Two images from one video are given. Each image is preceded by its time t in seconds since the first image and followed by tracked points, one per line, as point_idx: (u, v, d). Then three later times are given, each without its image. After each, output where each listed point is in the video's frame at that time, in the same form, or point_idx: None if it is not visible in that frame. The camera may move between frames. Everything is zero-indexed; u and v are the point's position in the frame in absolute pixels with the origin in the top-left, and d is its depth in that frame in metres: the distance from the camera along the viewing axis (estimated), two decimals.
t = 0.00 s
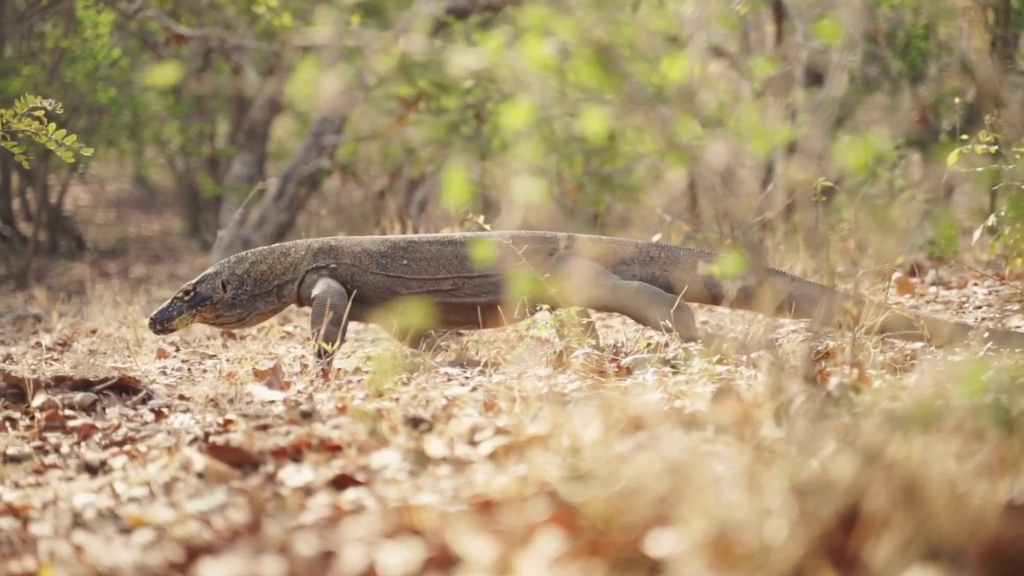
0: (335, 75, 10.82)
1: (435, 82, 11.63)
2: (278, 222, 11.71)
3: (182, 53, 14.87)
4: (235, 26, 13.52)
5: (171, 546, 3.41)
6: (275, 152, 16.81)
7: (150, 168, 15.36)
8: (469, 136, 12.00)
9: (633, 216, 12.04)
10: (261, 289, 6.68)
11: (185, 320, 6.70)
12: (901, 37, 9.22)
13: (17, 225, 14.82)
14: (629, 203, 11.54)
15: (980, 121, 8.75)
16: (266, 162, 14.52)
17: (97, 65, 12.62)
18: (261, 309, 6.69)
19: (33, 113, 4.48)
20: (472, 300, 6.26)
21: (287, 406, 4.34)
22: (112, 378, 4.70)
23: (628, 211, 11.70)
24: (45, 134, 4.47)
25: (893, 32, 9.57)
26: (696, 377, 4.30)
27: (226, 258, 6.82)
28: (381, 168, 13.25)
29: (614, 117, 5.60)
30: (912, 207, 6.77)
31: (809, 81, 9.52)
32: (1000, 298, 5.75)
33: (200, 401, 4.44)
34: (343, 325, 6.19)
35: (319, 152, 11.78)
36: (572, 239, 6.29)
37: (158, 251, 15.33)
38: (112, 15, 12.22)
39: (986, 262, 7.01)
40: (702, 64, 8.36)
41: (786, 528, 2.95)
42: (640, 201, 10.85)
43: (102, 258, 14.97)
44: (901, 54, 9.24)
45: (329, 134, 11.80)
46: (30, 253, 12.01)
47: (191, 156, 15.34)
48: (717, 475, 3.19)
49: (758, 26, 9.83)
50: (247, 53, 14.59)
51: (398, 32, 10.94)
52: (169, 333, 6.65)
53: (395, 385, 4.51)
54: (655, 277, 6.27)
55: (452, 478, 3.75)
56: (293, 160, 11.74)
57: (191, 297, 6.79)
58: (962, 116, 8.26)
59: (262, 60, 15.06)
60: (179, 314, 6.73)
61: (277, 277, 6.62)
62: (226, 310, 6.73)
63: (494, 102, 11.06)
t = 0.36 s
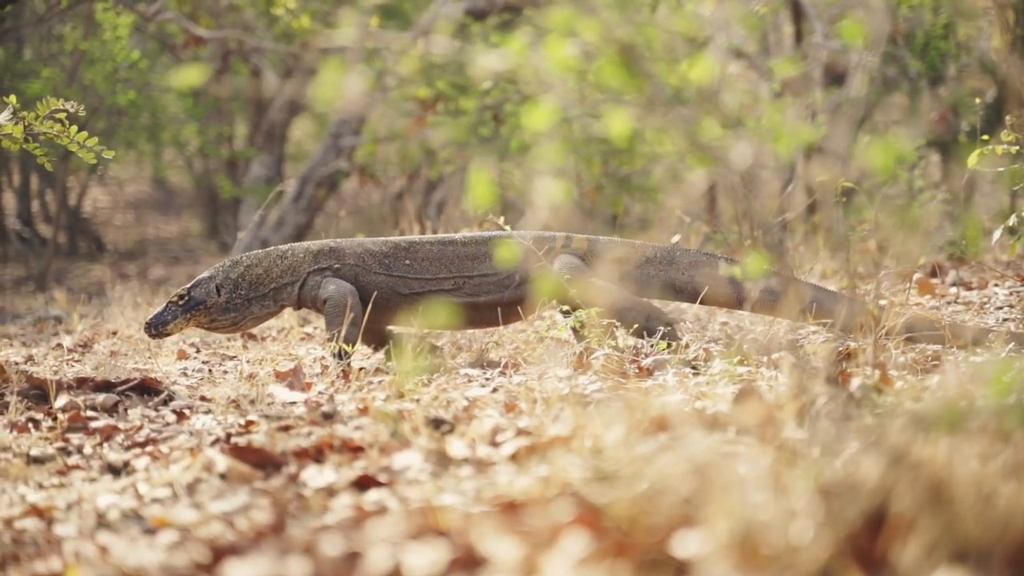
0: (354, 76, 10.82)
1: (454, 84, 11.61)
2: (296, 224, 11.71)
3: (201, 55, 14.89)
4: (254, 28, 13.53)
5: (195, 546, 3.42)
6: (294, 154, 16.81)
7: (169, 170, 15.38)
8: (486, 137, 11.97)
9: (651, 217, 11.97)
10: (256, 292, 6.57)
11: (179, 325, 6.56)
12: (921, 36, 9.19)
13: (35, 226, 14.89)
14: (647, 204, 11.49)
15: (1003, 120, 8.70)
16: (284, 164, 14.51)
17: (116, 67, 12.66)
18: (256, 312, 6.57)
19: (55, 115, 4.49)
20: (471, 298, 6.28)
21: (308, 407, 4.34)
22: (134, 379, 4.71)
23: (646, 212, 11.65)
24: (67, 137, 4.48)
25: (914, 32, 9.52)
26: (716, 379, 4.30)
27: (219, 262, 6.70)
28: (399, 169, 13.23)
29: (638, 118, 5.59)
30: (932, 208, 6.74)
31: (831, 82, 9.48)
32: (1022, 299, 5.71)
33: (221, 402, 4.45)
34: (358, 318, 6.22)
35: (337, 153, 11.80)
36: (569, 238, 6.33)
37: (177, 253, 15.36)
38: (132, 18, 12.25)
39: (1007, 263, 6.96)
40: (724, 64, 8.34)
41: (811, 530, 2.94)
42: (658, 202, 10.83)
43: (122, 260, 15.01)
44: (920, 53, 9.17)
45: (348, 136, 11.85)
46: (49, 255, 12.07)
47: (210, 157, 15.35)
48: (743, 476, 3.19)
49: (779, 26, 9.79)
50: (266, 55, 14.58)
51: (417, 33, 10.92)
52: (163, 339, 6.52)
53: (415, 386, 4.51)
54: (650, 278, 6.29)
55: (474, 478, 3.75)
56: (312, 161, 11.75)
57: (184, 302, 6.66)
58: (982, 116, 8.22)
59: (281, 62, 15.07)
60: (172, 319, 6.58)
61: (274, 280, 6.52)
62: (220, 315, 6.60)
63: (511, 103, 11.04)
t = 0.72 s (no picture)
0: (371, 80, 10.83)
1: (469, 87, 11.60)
2: (313, 227, 11.68)
3: (216, 59, 14.91)
4: (270, 32, 13.54)
5: (218, 550, 3.42)
6: (310, 157, 16.80)
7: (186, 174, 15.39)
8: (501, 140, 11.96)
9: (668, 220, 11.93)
10: (256, 297, 6.49)
11: (179, 331, 6.43)
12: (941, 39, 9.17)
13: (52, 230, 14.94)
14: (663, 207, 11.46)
15: None
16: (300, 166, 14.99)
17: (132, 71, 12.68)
18: (257, 317, 6.49)
19: (76, 119, 4.50)
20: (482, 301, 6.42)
21: (328, 411, 4.34)
22: (153, 383, 4.72)
23: (662, 215, 11.62)
24: (86, 140, 4.50)
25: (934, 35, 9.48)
26: (736, 383, 4.29)
27: (216, 268, 6.61)
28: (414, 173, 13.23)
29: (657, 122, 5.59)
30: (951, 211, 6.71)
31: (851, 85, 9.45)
32: None
33: (240, 406, 4.45)
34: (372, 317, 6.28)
35: (353, 157, 11.82)
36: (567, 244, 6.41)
37: (194, 257, 15.36)
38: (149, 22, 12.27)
39: None
40: (743, 67, 8.33)
41: (837, 534, 2.94)
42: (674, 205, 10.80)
43: (138, 263, 15.03)
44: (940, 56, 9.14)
45: (363, 139, 11.86)
46: (66, 259, 12.12)
47: (227, 161, 15.36)
48: (766, 480, 3.18)
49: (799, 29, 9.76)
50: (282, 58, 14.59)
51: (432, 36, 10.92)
52: (162, 344, 6.35)
53: (434, 390, 4.51)
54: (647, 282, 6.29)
55: (494, 483, 3.75)
56: (327, 165, 11.77)
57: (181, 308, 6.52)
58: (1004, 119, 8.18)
59: (296, 65, 15.07)
60: (169, 325, 6.42)
61: (275, 284, 6.46)
62: (220, 321, 6.49)
63: (526, 106, 11.04)
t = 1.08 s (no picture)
0: (388, 85, 10.84)
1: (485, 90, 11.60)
2: (328, 231, 11.68)
3: (232, 63, 14.94)
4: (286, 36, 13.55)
5: (239, 554, 3.43)
6: (325, 161, 16.80)
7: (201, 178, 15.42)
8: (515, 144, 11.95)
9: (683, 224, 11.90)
10: (257, 302, 6.49)
11: (179, 336, 6.44)
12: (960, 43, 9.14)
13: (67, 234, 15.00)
14: (678, 211, 11.43)
15: None
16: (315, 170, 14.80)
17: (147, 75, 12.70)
18: (257, 322, 6.49)
19: (94, 124, 4.50)
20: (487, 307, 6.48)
21: (345, 415, 4.35)
22: (171, 387, 4.73)
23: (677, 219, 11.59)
24: (104, 145, 4.49)
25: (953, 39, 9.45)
26: (754, 387, 4.29)
27: (217, 273, 6.62)
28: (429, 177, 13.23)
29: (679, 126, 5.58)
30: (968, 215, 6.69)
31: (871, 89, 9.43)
32: None
33: (259, 409, 4.46)
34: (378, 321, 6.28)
35: (368, 161, 11.83)
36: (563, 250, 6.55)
37: (209, 261, 15.37)
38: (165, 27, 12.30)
39: None
40: (763, 71, 8.32)
41: (859, 538, 2.94)
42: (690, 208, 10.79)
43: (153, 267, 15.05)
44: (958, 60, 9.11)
45: (378, 143, 11.87)
46: (83, 263, 12.17)
47: (242, 166, 15.37)
48: (788, 485, 3.18)
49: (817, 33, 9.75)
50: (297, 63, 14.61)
51: (448, 40, 10.93)
52: (162, 349, 6.38)
53: (452, 393, 4.52)
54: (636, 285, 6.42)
55: (512, 487, 3.75)
56: (343, 169, 11.79)
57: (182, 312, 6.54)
58: None
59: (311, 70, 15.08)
60: (171, 331, 6.44)
61: (276, 288, 6.46)
62: (221, 326, 6.51)
63: (541, 110, 11.04)
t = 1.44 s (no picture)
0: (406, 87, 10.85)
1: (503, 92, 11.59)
2: (345, 233, 11.64)
3: (250, 66, 14.94)
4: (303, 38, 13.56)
5: (261, 555, 3.44)
6: (342, 163, 16.81)
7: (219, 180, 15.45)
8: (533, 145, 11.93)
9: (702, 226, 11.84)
10: (259, 305, 6.44)
11: (179, 340, 6.38)
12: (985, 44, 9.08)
13: (85, 236, 15.04)
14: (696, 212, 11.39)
15: None
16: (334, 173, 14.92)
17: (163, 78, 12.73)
18: (258, 325, 6.43)
19: (114, 127, 4.50)
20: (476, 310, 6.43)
21: (366, 417, 4.36)
22: (192, 389, 4.74)
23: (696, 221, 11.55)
24: (125, 148, 4.49)
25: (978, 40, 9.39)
26: (773, 389, 4.29)
27: (217, 276, 6.57)
28: (448, 179, 13.22)
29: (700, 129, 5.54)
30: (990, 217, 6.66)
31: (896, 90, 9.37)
32: None
33: (279, 411, 4.47)
34: (385, 321, 6.27)
35: (385, 163, 11.83)
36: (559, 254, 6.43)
37: (227, 263, 15.40)
38: (184, 29, 12.34)
39: None
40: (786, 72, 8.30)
41: (885, 542, 2.94)
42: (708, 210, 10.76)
43: (171, 269, 15.09)
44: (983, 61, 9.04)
45: (396, 145, 11.88)
46: (101, 265, 12.21)
47: (260, 168, 15.39)
48: (813, 486, 3.17)
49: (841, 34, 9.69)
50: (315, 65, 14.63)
51: (466, 41, 10.93)
52: (162, 353, 6.30)
53: (472, 394, 4.53)
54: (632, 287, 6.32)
55: (533, 488, 3.76)
56: (360, 171, 11.79)
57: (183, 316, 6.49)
58: None
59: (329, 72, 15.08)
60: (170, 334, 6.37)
61: (277, 291, 6.43)
62: (221, 329, 6.46)
63: (558, 112, 11.02)
